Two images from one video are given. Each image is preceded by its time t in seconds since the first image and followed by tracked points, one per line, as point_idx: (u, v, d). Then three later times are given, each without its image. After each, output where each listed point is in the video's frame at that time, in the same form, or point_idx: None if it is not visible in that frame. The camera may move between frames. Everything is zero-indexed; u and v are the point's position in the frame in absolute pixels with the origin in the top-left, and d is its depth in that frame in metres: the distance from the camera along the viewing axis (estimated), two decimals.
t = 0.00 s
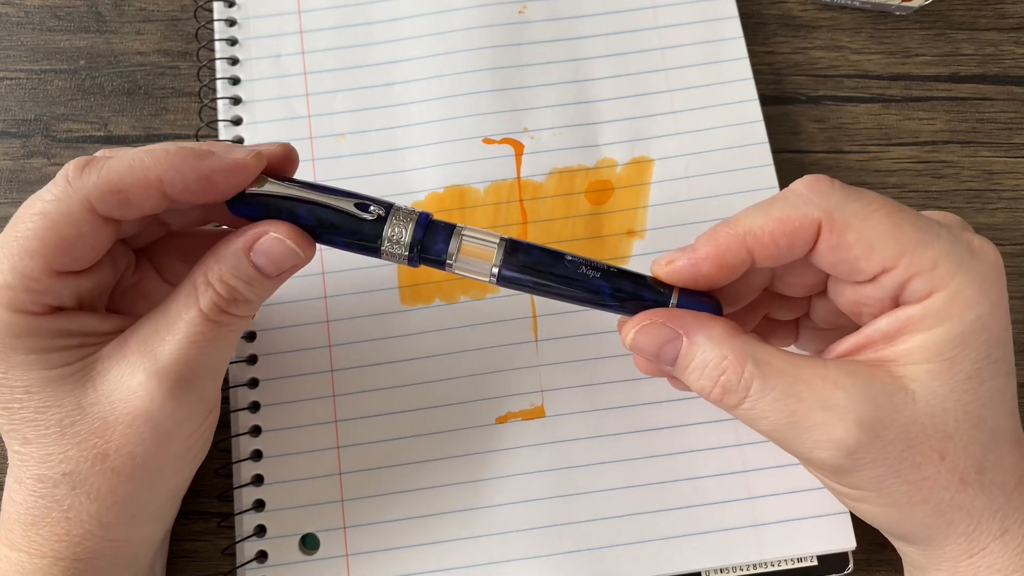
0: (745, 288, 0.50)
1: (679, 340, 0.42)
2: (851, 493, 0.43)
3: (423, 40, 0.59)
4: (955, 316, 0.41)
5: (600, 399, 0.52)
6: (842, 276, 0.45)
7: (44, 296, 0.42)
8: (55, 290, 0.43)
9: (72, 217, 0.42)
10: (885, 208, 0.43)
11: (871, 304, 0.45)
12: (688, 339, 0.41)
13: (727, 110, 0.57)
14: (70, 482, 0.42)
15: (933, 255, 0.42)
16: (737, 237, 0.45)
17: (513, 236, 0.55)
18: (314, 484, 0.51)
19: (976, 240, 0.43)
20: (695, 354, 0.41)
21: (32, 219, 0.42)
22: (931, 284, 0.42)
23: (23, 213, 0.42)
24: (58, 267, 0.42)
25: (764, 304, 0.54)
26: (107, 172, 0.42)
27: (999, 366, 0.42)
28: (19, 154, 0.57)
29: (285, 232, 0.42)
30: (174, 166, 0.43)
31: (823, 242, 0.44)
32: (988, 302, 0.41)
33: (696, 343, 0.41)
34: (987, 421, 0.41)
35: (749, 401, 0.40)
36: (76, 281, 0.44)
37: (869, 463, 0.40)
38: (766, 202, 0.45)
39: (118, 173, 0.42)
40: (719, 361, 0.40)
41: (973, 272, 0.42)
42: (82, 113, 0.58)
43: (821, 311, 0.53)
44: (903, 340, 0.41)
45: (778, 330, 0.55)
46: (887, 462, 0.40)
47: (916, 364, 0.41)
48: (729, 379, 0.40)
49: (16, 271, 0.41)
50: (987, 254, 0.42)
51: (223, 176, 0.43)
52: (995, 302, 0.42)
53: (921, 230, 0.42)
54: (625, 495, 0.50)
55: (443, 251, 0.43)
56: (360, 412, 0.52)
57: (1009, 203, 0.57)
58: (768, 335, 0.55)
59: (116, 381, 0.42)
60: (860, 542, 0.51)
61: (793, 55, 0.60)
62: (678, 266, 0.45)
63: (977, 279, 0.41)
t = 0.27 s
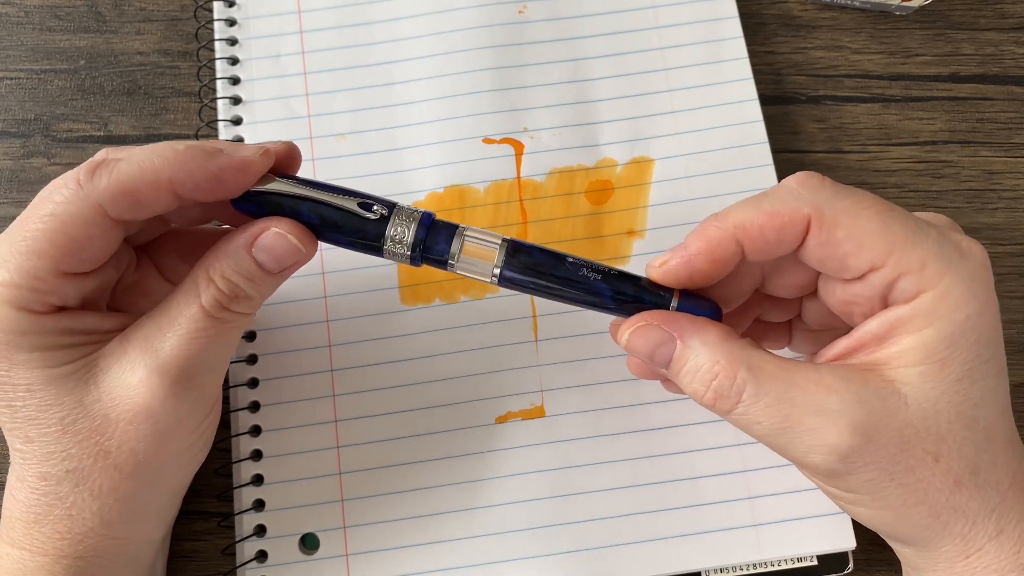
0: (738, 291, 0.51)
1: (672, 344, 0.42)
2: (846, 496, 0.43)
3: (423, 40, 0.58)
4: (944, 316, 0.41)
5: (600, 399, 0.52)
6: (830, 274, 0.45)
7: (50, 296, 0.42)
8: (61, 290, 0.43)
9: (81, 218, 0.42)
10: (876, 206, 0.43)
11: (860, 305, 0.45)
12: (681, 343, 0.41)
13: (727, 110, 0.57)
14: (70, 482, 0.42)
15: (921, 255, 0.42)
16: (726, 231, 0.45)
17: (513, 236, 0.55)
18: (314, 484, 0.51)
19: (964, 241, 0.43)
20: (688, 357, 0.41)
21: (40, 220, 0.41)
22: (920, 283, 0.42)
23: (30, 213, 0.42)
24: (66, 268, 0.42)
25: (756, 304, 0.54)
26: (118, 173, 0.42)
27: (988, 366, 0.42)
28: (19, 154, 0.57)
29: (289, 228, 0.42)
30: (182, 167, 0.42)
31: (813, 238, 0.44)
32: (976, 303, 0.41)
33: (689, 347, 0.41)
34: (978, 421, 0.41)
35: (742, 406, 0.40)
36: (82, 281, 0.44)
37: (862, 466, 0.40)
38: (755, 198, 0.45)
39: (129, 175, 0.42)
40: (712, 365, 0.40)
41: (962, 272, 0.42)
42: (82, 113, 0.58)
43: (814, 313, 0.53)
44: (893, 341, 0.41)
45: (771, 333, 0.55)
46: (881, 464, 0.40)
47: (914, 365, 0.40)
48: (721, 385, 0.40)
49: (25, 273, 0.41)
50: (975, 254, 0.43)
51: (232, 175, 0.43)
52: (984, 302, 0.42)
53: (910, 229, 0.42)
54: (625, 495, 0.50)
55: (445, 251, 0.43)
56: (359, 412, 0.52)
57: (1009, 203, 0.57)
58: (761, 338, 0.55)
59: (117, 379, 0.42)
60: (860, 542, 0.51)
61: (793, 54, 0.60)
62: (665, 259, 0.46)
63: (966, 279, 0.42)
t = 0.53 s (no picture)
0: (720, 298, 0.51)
1: (666, 346, 0.42)
2: (839, 505, 0.43)
3: (422, 40, 0.59)
4: (925, 324, 0.41)
5: (600, 399, 0.52)
6: (807, 292, 0.45)
7: (47, 302, 0.42)
8: (58, 295, 0.42)
9: (76, 223, 0.41)
10: (839, 227, 0.43)
11: (843, 319, 0.45)
12: (675, 345, 0.42)
13: (727, 110, 0.57)
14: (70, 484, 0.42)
15: (892, 266, 0.42)
16: (694, 239, 0.45)
17: (512, 236, 0.55)
18: (314, 484, 0.51)
19: (938, 246, 0.43)
20: (682, 359, 0.41)
21: (36, 225, 0.41)
22: (897, 295, 0.41)
23: (26, 219, 0.42)
24: (62, 273, 0.42)
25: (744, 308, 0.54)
26: (113, 177, 0.41)
27: (976, 370, 0.42)
28: (19, 154, 0.57)
29: (291, 235, 0.42)
30: (177, 172, 0.42)
31: (778, 262, 0.45)
32: (957, 306, 0.41)
33: (683, 349, 0.42)
34: (967, 426, 0.41)
35: (731, 411, 0.40)
36: (79, 287, 0.43)
37: (852, 472, 0.40)
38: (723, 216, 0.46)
39: (123, 179, 0.41)
40: (704, 369, 0.40)
41: (937, 277, 0.42)
42: (82, 113, 0.58)
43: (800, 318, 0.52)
44: (879, 352, 0.41)
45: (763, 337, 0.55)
46: (871, 471, 0.40)
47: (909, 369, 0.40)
48: (712, 388, 0.40)
49: (20, 278, 0.41)
50: (951, 259, 0.42)
51: (229, 178, 0.42)
52: (965, 307, 0.41)
53: (878, 243, 0.42)
54: (625, 494, 0.50)
55: (448, 260, 0.43)
56: (360, 412, 0.52)
57: (1009, 203, 0.57)
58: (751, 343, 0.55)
59: (120, 391, 0.42)
60: (860, 542, 0.51)
61: (793, 55, 0.60)
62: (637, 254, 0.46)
63: (943, 285, 0.41)
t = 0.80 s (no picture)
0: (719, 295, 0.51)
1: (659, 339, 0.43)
2: (830, 496, 0.43)
3: (422, 40, 0.58)
4: (926, 323, 0.41)
5: (600, 399, 0.52)
6: (807, 295, 0.45)
7: (44, 301, 0.42)
8: (54, 294, 0.42)
9: (69, 220, 0.41)
10: (840, 229, 0.43)
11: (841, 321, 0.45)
12: (667, 338, 0.43)
13: (727, 110, 0.57)
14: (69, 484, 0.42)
15: (895, 267, 0.42)
16: (693, 243, 0.45)
17: (512, 236, 0.55)
18: (314, 484, 0.51)
19: (942, 247, 0.43)
20: (674, 353, 0.42)
21: (31, 223, 0.41)
22: (898, 295, 0.42)
23: (21, 218, 0.42)
24: (57, 271, 0.42)
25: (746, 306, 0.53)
26: (104, 174, 0.41)
27: (976, 370, 0.42)
28: (19, 154, 0.57)
29: (301, 239, 0.42)
30: (169, 167, 0.41)
31: (778, 268, 0.44)
32: (959, 305, 0.41)
33: (676, 340, 0.42)
34: (966, 427, 0.41)
35: (726, 398, 0.41)
36: (75, 285, 0.43)
37: (841, 464, 0.40)
38: (723, 222, 0.45)
39: (115, 176, 0.41)
40: (696, 359, 0.41)
41: (939, 277, 0.42)
42: (82, 113, 0.58)
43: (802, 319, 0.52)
44: (877, 349, 0.41)
45: (764, 334, 0.55)
46: (861, 463, 0.40)
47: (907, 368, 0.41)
48: (706, 377, 0.41)
49: (17, 276, 0.41)
50: (954, 260, 0.42)
51: (221, 176, 0.42)
52: (967, 307, 0.42)
53: (879, 246, 0.42)
54: (625, 495, 0.50)
55: (449, 262, 0.43)
56: (360, 412, 0.52)
57: (1009, 203, 0.57)
58: (752, 339, 0.55)
59: (122, 394, 0.42)
60: (860, 542, 0.51)
61: (793, 55, 0.60)
62: (637, 258, 0.44)
63: (945, 285, 0.41)
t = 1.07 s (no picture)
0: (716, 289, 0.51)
1: (658, 342, 0.43)
2: (830, 498, 0.43)
3: (422, 40, 0.58)
4: (924, 324, 0.41)
5: (600, 399, 0.52)
6: (807, 284, 0.45)
7: (49, 300, 0.42)
8: (58, 294, 0.42)
9: (72, 220, 0.41)
10: (844, 222, 0.43)
11: (840, 314, 0.45)
12: (668, 340, 0.43)
13: (727, 110, 0.57)
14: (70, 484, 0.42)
15: (894, 265, 0.42)
16: (696, 234, 0.45)
17: (512, 236, 0.55)
18: (315, 484, 0.51)
19: (940, 246, 0.43)
20: (674, 354, 0.42)
21: (33, 222, 0.41)
22: (896, 294, 0.42)
23: (24, 217, 0.42)
24: (60, 271, 0.42)
25: (744, 303, 0.54)
26: (109, 174, 0.41)
27: (973, 370, 0.42)
28: (19, 154, 0.57)
29: (307, 244, 0.42)
30: (174, 171, 0.41)
31: (783, 255, 0.45)
32: (956, 306, 0.41)
33: (675, 344, 0.42)
34: (962, 427, 0.41)
35: (724, 402, 0.41)
36: (79, 285, 0.43)
37: (841, 468, 0.40)
38: (725, 211, 0.46)
39: (119, 176, 0.41)
40: (695, 363, 0.41)
41: (938, 278, 0.42)
42: (82, 113, 0.58)
43: (801, 315, 0.52)
44: (874, 349, 0.41)
45: (762, 334, 0.55)
46: (860, 466, 0.40)
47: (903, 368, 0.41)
48: (703, 381, 0.41)
49: (21, 276, 0.41)
50: (953, 260, 0.42)
51: (225, 183, 0.42)
52: (965, 308, 0.41)
53: (881, 240, 0.42)
54: (625, 494, 0.50)
55: (456, 265, 0.43)
56: (360, 412, 0.52)
57: (1009, 203, 0.57)
58: (751, 338, 0.55)
59: (126, 396, 0.42)
60: (860, 542, 0.51)
61: (793, 55, 0.60)
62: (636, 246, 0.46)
63: (943, 286, 0.41)
